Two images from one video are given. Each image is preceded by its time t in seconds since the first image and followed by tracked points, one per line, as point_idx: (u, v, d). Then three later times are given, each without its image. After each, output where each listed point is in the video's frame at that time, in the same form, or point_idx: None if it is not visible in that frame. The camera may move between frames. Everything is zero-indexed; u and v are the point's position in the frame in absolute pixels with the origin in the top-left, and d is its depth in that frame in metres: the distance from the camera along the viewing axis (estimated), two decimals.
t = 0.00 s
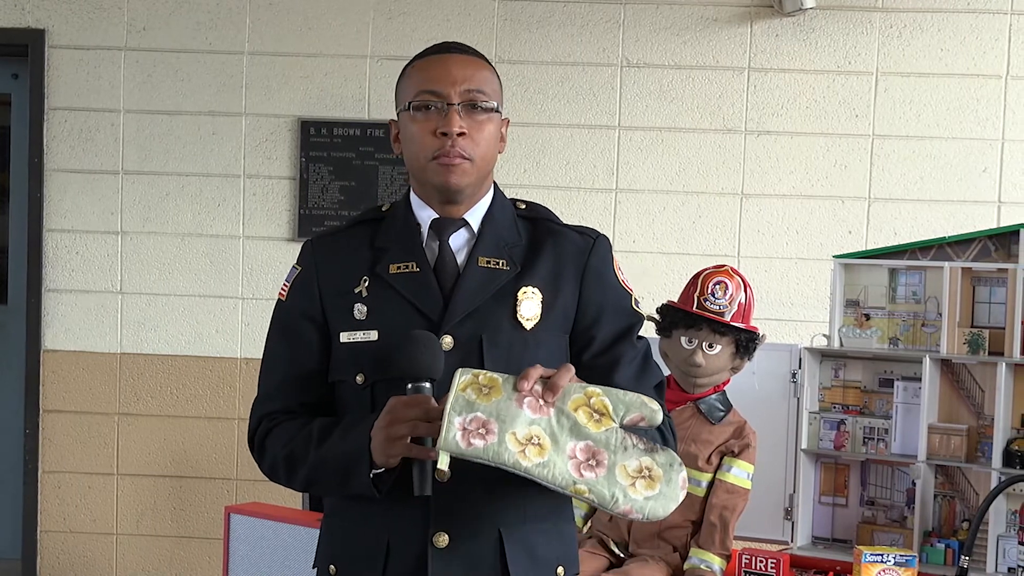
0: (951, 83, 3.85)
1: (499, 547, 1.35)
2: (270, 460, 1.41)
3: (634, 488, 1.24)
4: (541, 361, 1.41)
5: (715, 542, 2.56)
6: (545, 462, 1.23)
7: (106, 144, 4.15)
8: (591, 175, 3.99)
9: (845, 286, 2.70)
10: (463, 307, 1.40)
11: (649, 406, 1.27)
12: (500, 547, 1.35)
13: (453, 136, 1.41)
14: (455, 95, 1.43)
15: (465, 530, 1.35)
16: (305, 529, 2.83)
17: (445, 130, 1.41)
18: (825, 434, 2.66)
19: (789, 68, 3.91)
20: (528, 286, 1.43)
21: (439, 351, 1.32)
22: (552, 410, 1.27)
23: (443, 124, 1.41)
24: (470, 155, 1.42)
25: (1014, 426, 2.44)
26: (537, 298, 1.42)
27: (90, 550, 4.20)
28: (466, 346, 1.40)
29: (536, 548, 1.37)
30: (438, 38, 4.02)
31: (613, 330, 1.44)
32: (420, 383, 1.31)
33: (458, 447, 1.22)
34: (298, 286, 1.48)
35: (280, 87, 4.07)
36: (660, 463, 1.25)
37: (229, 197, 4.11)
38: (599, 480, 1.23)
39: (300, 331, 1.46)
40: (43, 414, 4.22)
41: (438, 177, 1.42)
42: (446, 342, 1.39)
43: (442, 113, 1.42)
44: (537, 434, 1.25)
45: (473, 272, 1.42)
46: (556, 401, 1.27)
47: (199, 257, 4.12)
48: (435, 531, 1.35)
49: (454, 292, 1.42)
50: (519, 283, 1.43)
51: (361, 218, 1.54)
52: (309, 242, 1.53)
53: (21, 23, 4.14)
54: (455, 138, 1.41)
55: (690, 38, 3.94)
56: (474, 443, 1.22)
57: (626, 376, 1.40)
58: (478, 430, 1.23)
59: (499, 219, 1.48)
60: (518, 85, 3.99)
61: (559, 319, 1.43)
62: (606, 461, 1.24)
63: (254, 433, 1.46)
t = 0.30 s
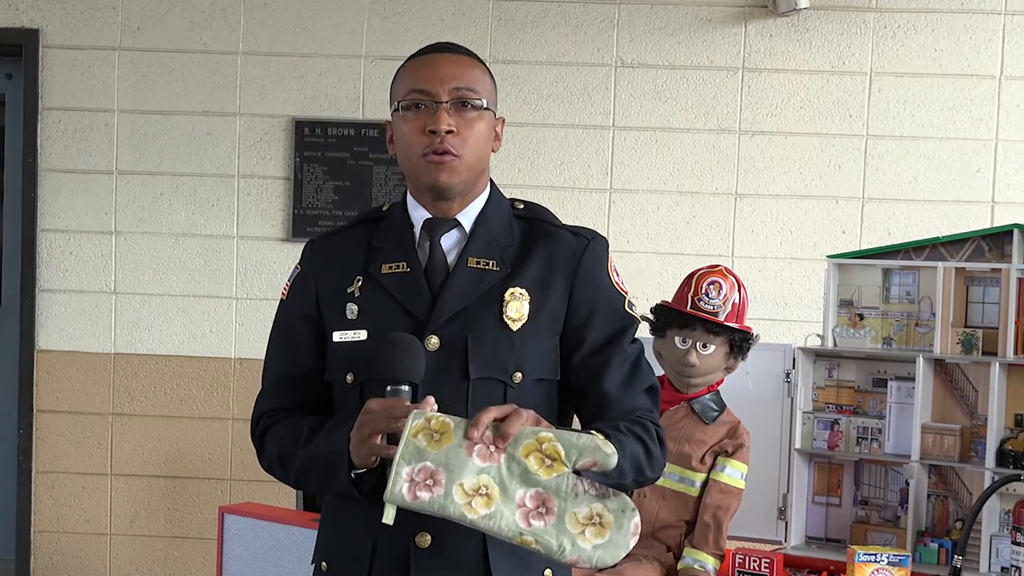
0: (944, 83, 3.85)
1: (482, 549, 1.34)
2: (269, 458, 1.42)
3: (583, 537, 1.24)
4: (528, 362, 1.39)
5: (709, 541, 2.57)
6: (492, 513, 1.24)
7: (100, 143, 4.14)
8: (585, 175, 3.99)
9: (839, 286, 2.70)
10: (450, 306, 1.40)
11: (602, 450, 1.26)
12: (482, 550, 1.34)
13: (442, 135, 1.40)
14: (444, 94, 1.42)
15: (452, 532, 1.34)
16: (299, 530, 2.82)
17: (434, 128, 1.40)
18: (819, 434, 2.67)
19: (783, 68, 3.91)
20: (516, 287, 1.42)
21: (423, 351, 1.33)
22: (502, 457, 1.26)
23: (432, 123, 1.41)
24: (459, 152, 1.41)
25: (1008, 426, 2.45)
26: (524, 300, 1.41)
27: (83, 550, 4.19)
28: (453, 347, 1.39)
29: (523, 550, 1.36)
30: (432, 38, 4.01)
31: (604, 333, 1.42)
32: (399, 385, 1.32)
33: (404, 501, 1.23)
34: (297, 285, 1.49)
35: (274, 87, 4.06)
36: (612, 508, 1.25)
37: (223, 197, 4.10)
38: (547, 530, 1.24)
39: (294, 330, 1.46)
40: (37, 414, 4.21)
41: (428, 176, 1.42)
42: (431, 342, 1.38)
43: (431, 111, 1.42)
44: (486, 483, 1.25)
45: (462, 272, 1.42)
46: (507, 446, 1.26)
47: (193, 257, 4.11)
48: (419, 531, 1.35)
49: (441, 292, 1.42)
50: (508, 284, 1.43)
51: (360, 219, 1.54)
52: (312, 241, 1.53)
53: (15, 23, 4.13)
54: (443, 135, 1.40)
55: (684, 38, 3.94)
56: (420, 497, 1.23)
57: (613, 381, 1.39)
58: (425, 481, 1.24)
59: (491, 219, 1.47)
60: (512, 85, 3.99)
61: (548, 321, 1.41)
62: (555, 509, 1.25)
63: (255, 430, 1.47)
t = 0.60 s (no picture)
0: (933, 84, 3.86)
1: (466, 547, 1.33)
2: (259, 458, 1.41)
3: (545, 501, 1.23)
4: (514, 362, 1.38)
5: (699, 541, 2.57)
6: (455, 470, 1.23)
7: (90, 143, 4.12)
8: (575, 175, 3.99)
9: (829, 286, 2.71)
10: (436, 305, 1.39)
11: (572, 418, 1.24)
12: (466, 549, 1.33)
13: (429, 135, 1.40)
14: (433, 94, 1.42)
15: (438, 532, 1.33)
16: (289, 529, 2.81)
17: (422, 127, 1.40)
18: (809, 434, 2.67)
19: (773, 68, 3.91)
20: (503, 287, 1.42)
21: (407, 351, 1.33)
22: (470, 418, 1.25)
23: (420, 122, 1.41)
24: (447, 151, 1.41)
25: (997, 425, 2.45)
26: (512, 299, 1.41)
27: (73, 550, 4.17)
28: (440, 347, 1.38)
29: (508, 550, 1.35)
30: (422, 38, 4.01)
31: (591, 333, 1.41)
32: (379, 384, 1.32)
33: (368, 451, 1.22)
34: (291, 286, 1.49)
35: (264, 87, 4.04)
36: (576, 476, 1.24)
37: (213, 197, 4.09)
38: (509, 492, 1.23)
39: (285, 330, 1.47)
40: (27, 415, 4.18)
41: (417, 174, 1.41)
42: (417, 341, 1.38)
43: (420, 110, 1.42)
44: (451, 442, 1.24)
45: (450, 272, 1.42)
46: (476, 408, 1.26)
47: (183, 256, 4.10)
48: (402, 529, 1.33)
49: (429, 291, 1.41)
50: (495, 284, 1.42)
51: (354, 218, 1.54)
52: (306, 241, 1.53)
53: (5, 22, 4.11)
54: (431, 135, 1.40)
55: (674, 38, 3.94)
56: (384, 448, 1.22)
57: (601, 380, 1.38)
58: (391, 434, 1.23)
59: (481, 219, 1.47)
60: (502, 85, 3.98)
61: (536, 320, 1.41)
62: (519, 472, 1.23)
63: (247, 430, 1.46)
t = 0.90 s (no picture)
0: (932, 84, 3.87)
1: (466, 547, 1.33)
2: (258, 459, 1.41)
3: (551, 527, 1.24)
4: (515, 362, 1.38)
5: (698, 541, 2.57)
6: (462, 498, 1.23)
7: (89, 143, 4.12)
8: (574, 175, 3.99)
9: (827, 286, 2.71)
10: (437, 305, 1.39)
11: (577, 442, 1.25)
12: (467, 549, 1.33)
13: (430, 136, 1.40)
14: (434, 95, 1.42)
15: (438, 532, 1.33)
16: (289, 530, 2.81)
17: (423, 129, 1.40)
18: (808, 434, 2.67)
19: (772, 68, 3.91)
20: (504, 288, 1.42)
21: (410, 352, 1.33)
22: (475, 443, 1.25)
23: (420, 124, 1.41)
24: (448, 153, 1.41)
25: (996, 426, 2.45)
26: (512, 300, 1.41)
27: (72, 551, 4.16)
28: (441, 347, 1.38)
29: (508, 550, 1.35)
30: (421, 38, 4.01)
31: (592, 333, 1.41)
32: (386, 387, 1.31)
33: (375, 481, 1.23)
34: (290, 286, 1.49)
35: (263, 87, 4.04)
36: (582, 501, 1.25)
37: (212, 197, 4.09)
38: (516, 519, 1.24)
39: (285, 330, 1.47)
40: (26, 415, 4.18)
41: (417, 176, 1.41)
42: (418, 341, 1.38)
43: (421, 112, 1.42)
44: (457, 469, 1.24)
45: (450, 272, 1.42)
46: (480, 433, 1.26)
47: (182, 257, 4.10)
48: (404, 529, 1.33)
49: (430, 292, 1.41)
50: (496, 284, 1.42)
51: (352, 218, 1.54)
52: (304, 241, 1.53)
53: (3, 23, 4.11)
54: (432, 136, 1.40)
55: (673, 38, 3.94)
56: (391, 478, 1.23)
57: (600, 381, 1.37)
58: (397, 463, 1.24)
59: (481, 220, 1.47)
60: (501, 85, 3.98)
61: (536, 320, 1.41)
62: (525, 498, 1.24)
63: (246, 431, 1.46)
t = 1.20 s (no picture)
0: (930, 84, 3.87)
1: (468, 547, 1.33)
2: (257, 460, 1.41)
3: (555, 506, 1.22)
4: (516, 362, 1.38)
5: (696, 541, 2.57)
6: (466, 476, 1.22)
7: (87, 144, 4.12)
8: (572, 175, 3.98)
9: (825, 286, 2.71)
10: (438, 305, 1.39)
11: (580, 423, 1.25)
12: (469, 549, 1.33)
13: (428, 136, 1.40)
14: (432, 95, 1.42)
15: (439, 531, 1.33)
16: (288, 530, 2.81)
17: (421, 129, 1.40)
18: (806, 434, 2.67)
19: (769, 68, 3.91)
20: (505, 287, 1.41)
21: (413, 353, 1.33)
22: (480, 423, 1.25)
23: (419, 124, 1.40)
24: (447, 152, 1.41)
25: (993, 425, 2.45)
26: (513, 300, 1.41)
27: (71, 551, 4.16)
28: (442, 347, 1.38)
29: (509, 549, 1.35)
30: (419, 38, 4.00)
31: (592, 333, 1.41)
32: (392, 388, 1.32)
33: (379, 458, 1.22)
34: (288, 285, 1.48)
35: (261, 87, 4.04)
36: (586, 481, 1.23)
37: (210, 197, 4.08)
38: (520, 497, 1.22)
39: (284, 331, 1.47)
40: (24, 415, 4.18)
41: (415, 176, 1.41)
42: (420, 342, 1.38)
43: (420, 112, 1.41)
44: (461, 447, 1.23)
45: (451, 272, 1.41)
46: (485, 414, 1.25)
47: (180, 257, 4.09)
48: (405, 529, 1.33)
49: (431, 291, 1.41)
50: (496, 284, 1.42)
51: (349, 218, 1.53)
52: (301, 241, 1.53)
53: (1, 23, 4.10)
54: (430, 136, 1.40)
55: (670, 38, 3.94)
56: (395, 454, 1.22)
57: (600, 380, 1.37)
58: (401, 441, 1.23)
59: (481, 220, 1.47)
60: (499, 85, 3.98)
61: (537, 320, 1.41)
62: (530, 477, 1.23)
63: (244, 432, 1.46)
